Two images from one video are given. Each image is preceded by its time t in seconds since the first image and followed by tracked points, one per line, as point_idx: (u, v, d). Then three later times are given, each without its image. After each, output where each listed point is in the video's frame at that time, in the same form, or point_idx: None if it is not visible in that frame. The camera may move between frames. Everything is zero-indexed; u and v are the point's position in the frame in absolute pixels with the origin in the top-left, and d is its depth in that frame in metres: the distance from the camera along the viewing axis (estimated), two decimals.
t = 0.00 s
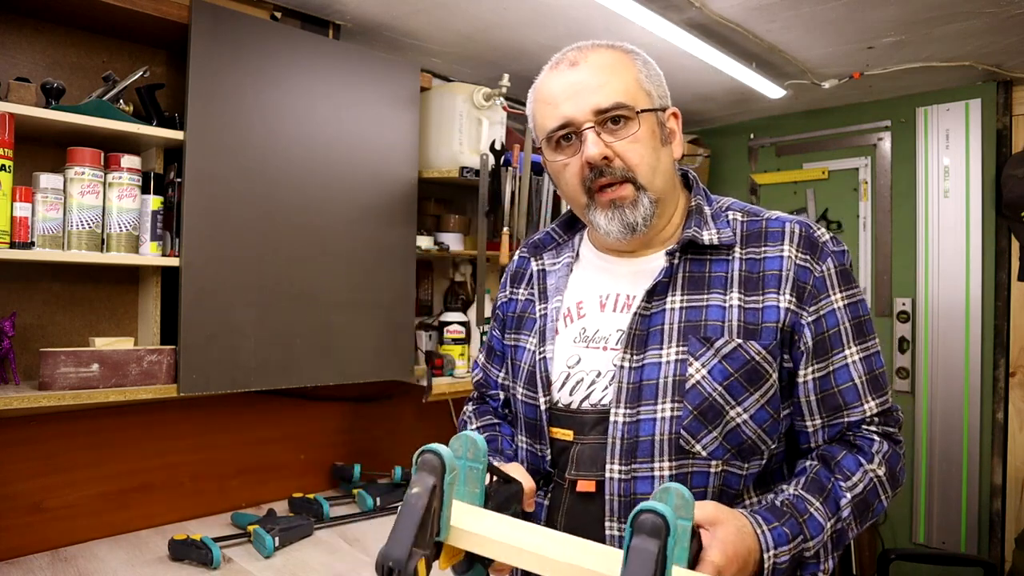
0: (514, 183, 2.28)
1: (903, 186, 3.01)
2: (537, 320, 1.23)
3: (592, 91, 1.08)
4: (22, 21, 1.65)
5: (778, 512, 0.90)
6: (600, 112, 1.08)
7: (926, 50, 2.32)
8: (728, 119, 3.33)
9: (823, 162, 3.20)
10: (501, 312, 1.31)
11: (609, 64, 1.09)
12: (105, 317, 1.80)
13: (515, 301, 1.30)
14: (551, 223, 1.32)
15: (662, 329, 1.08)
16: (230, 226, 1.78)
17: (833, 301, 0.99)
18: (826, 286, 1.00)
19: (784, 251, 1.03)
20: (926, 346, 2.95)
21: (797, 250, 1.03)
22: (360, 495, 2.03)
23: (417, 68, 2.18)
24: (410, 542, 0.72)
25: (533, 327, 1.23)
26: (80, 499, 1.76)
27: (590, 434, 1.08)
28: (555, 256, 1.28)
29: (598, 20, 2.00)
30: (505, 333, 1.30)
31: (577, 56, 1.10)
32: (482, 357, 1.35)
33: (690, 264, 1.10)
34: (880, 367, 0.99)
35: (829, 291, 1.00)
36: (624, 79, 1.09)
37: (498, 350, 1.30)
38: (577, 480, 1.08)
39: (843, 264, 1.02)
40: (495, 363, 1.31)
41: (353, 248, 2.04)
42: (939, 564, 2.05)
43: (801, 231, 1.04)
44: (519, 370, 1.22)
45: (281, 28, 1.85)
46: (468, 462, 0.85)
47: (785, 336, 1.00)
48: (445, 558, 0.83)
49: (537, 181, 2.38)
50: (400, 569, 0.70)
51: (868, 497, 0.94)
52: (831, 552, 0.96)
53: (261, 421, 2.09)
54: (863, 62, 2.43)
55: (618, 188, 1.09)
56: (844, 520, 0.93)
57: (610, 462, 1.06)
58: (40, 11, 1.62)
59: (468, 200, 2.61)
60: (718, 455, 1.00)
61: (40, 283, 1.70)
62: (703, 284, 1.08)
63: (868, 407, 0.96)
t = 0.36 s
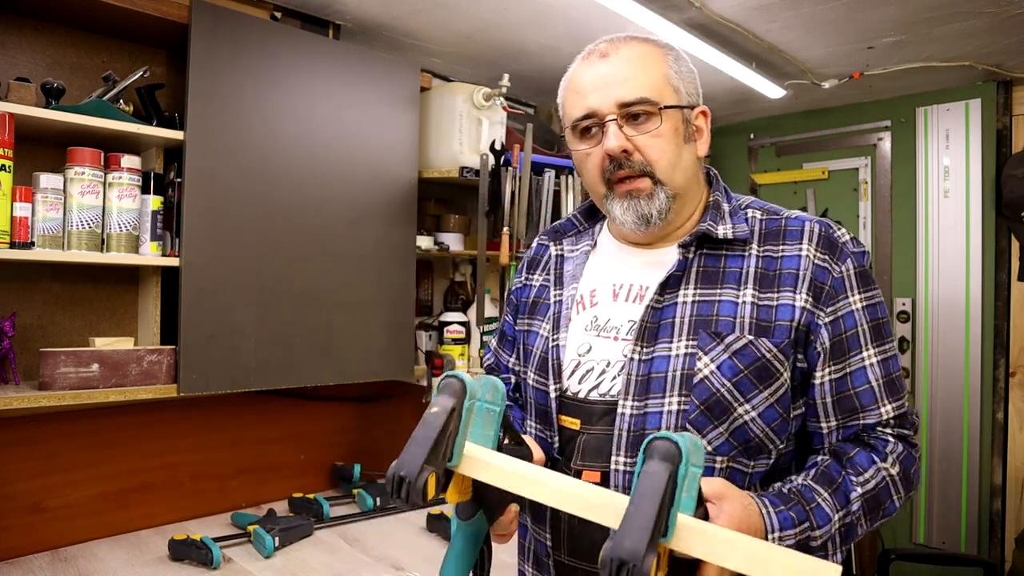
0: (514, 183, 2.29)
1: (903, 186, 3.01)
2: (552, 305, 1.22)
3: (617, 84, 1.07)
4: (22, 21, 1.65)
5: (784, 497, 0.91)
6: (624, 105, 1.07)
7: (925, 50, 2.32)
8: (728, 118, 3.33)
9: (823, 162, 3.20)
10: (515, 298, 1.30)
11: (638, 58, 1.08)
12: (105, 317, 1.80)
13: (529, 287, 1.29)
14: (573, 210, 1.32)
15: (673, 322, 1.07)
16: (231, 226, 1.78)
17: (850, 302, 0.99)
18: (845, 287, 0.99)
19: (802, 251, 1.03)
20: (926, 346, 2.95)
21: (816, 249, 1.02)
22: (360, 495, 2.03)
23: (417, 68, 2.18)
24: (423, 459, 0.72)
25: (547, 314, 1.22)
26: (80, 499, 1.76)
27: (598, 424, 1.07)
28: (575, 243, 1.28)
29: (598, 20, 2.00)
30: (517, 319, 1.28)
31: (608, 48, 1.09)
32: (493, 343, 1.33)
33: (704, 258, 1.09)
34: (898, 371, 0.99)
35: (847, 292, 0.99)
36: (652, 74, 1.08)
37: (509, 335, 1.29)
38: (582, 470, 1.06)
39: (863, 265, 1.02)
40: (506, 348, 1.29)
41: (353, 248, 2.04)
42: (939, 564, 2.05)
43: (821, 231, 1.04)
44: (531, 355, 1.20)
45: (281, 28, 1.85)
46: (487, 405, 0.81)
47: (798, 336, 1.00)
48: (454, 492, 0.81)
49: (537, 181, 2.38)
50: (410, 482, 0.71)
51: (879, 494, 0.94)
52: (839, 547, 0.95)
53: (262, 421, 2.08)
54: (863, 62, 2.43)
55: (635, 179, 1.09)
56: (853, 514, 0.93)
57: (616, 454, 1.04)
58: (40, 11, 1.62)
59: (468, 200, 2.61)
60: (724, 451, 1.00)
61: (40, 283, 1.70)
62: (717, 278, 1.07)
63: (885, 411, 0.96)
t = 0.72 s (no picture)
0: (514, 183, 2.29)
1: (903, 186, 3.01)
2: (559, 301, 1.21)
3: (645, 65, 1.09)
4: (21, 21, 1.65)
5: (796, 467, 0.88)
6: (648, 86, 1.09)
7: (925, 50, 2.32)
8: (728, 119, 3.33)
9: (823, 162, 3.20)
10: (521, 295, 1.29)
11: (669, 46, 1.10)
12: (105, 317, 1.80)
13: (535, 284, 1.28)
14: (582, 204, 1.31)
15: (680, 314, 1.06)
16: (231, 225, 1.78)
17: (859, 290, 0.99)
18: (852, 276, 1.00)
19: (809, 241, 1.03)
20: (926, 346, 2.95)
21: (822, 240, 1.02)
22: (360, 495, 2.03)
23: (417, 68, 2.18)
24: (459, 385, 0.74)
25: (554, 309, 1.21)
26: (80, 499, 1.76)
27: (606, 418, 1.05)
28: (583, 236, 1.28)
29: (598, 21, 2.00)
30: (523, 316, 1.27)
31: (643, 33, 1.11)
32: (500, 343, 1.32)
33: (709, 250, 1.09)
34: (907, 357, 0.99)
35: (855, 281, 1.00)
36: (679, 63, 1.09)
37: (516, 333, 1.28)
38: (593, 464, 1.03)
39: (869, 254, 1.03)
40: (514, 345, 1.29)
41: (353, 249, 2.04)
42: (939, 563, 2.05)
43: (826, 222, 1.04)
44: (537, 352, 1.19)
45: (281, 27, 1.85)
46: (515, 358, 0.84)
47: (808, 325, 0.99)
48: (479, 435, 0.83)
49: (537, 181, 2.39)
50: (446, 405, 0.72)
51: (893, 472, 0.92)
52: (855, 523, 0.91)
53: (262, 422, 2.08)
54: (863, 62, 2.43)
55: (645, 158, 1.10)
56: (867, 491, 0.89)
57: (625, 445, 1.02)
58: (40, 11, 1.62)
59: (468, 200, 2.61)
60: (733, 441, 0.98)
61: (40, 283, 1.70)
62: (723, 270, 1.07)
63: (897, 397, 0.97)
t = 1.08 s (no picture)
0: (513, 183, 2.30)
1: (903, 186, 3.01)
2: (561, 302, 1.21)
3: (639, 72, 1.09)
4: (21, 21, 1.65)
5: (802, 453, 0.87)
6: (643, 92, 1.09)
7: (925, 49, 2.32)
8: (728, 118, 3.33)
9: (823, 162, 3.20)
10: (523, 299, 1.30)
11: (660, 52, 1.10)
12: (105, 318, 1.80)
13: (537, 287, 1.28)
14: (581, 207, 1.32)
15: (682, 310, 1.06)
16: (232, 225, 1.78)
17: (856, 285, 1.00)
18: (850, 272, 1.00)
19: (807, 238, 1.03)
20: (926, 346, 2.95)
21: (820, 236, 1.02)
22: (360, 495, 2.03)
23: (417, 68, 2.18)
24: (474, 356, 0.72)
25: (556, 310, 1.21)
26: (80, 499, 1.76)
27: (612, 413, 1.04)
28: (583, 239, 1.27)
29: (598, 21, 2.00)
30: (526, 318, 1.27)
31: (634, 39, 1.11)
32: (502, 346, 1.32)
33: (709, 249, 1.09)
34: (905, 350, 1.00)
35: (853, 276, 1.00)
36: (673, 68, 1.10)
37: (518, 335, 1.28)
38: (597, 460, 1.03)
39: (865, 249, 1.03)
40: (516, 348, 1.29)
41: (353, 249, 2.04)
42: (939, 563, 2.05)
43: (823, 219, 1.04)
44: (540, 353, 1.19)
45: (281, 27, 1.85)
46: (525, 341, 0.80)
47: (809, 320, 0.99)
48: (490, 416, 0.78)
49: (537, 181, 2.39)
50: (461, 374, 0.71)
51: (894, 461, 0.91)
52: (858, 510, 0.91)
53: (262, 421, 2.08)
54: (863, 62, 2.43)
55: (645, 162, 1.10)
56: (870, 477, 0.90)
57: (630, 441, 1.01)
58: (40, 11, 1.62)
59: (468, 200, 2.61)
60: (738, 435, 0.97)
61: (40, 283, 1.70)
62: (722, 267, 1.07)
63: (897, 389, 0.96)
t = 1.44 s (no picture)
0: (513, 183, 2.30)
1: (903, 186, 3.01)
2: (560, 303, 1.21)
3: (636, 73, 1.09)
4: (21, 21, 1.65)
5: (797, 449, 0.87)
6: (640, 93, 1.09)
7: (925, 49, 2.32)
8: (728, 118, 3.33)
9: (823, 162, 3.20)
10: (523, 302, 1.30)
11: (655, 53, 1.10)
12: (105, 318, 1.80)
13: (537, 290, 1.28)
14: (580, 210, 1.32)
15: (679, 311, 1.06)
16: (232, 225, 1.78)
17: (852, 286, 1.00)
18: (846, 272, 1.00)
19: (804, 239, 1.03)
20: (926, 346, 2.95)
21: (816, 237, 1.03)
22: (360, 495, 2.03)
23: (417, 68, 2.18)
24: (470, 354, 0.73)
25: (555, 312, 1.21)
26: (80, 500, 1.76)
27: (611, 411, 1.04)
28: (582, 242, 1.28)
29: (598, 21, 2.00)
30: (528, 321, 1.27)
31: (629, 42, 1.12)
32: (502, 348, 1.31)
33: (707, 249, 1.09)
34: (901, 350, 0.99)
35: (848, 276, 1.00)
36: (668, 68, 1.10)
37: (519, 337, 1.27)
38: (596, 458, 1.03)
39: (861, 251, 1.04)
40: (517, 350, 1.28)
41: (353, 249, 2.04)
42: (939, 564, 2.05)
43: (820, 221, 1.04)
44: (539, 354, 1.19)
45: (281, 27, 1.85)
46: (522, 341, 0.81)
47: (805, 319, 0.99)
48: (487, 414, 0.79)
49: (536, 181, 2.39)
50: (456, 372, 0.71)
51: (889, 460, 0.91)
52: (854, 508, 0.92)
53: (262, 422, 2.08)
54: (863, 63, 2.43)
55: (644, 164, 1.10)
56: (865, 475, 0.90)
57: (628, 439, 1.01)
58: (40, 11, 1.62)
59: (467, 199, 2.61)
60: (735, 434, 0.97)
61: (40, 282, 1.70)
62: (720, 268, 1.07)
63: (892, 388, 0.96)
